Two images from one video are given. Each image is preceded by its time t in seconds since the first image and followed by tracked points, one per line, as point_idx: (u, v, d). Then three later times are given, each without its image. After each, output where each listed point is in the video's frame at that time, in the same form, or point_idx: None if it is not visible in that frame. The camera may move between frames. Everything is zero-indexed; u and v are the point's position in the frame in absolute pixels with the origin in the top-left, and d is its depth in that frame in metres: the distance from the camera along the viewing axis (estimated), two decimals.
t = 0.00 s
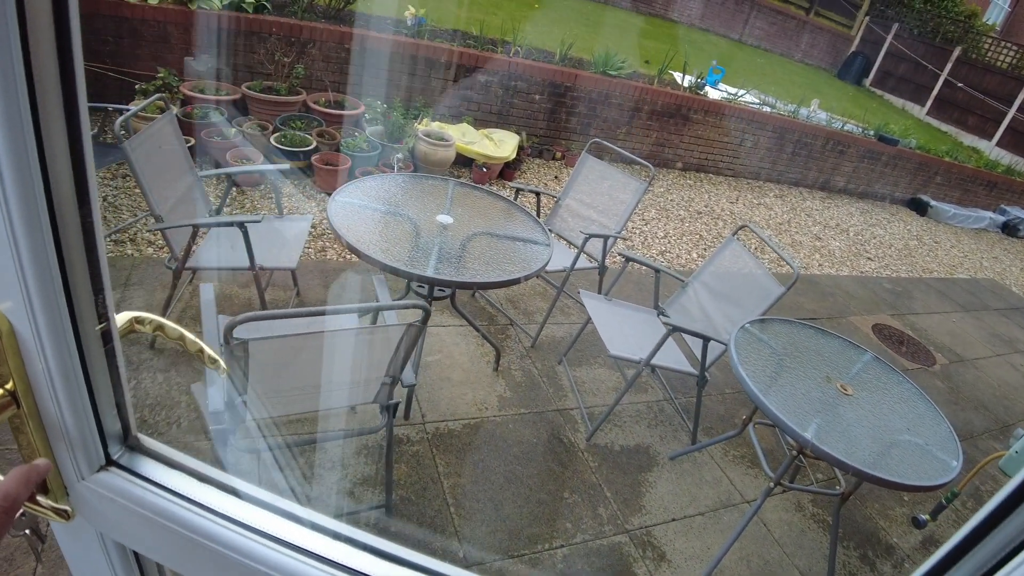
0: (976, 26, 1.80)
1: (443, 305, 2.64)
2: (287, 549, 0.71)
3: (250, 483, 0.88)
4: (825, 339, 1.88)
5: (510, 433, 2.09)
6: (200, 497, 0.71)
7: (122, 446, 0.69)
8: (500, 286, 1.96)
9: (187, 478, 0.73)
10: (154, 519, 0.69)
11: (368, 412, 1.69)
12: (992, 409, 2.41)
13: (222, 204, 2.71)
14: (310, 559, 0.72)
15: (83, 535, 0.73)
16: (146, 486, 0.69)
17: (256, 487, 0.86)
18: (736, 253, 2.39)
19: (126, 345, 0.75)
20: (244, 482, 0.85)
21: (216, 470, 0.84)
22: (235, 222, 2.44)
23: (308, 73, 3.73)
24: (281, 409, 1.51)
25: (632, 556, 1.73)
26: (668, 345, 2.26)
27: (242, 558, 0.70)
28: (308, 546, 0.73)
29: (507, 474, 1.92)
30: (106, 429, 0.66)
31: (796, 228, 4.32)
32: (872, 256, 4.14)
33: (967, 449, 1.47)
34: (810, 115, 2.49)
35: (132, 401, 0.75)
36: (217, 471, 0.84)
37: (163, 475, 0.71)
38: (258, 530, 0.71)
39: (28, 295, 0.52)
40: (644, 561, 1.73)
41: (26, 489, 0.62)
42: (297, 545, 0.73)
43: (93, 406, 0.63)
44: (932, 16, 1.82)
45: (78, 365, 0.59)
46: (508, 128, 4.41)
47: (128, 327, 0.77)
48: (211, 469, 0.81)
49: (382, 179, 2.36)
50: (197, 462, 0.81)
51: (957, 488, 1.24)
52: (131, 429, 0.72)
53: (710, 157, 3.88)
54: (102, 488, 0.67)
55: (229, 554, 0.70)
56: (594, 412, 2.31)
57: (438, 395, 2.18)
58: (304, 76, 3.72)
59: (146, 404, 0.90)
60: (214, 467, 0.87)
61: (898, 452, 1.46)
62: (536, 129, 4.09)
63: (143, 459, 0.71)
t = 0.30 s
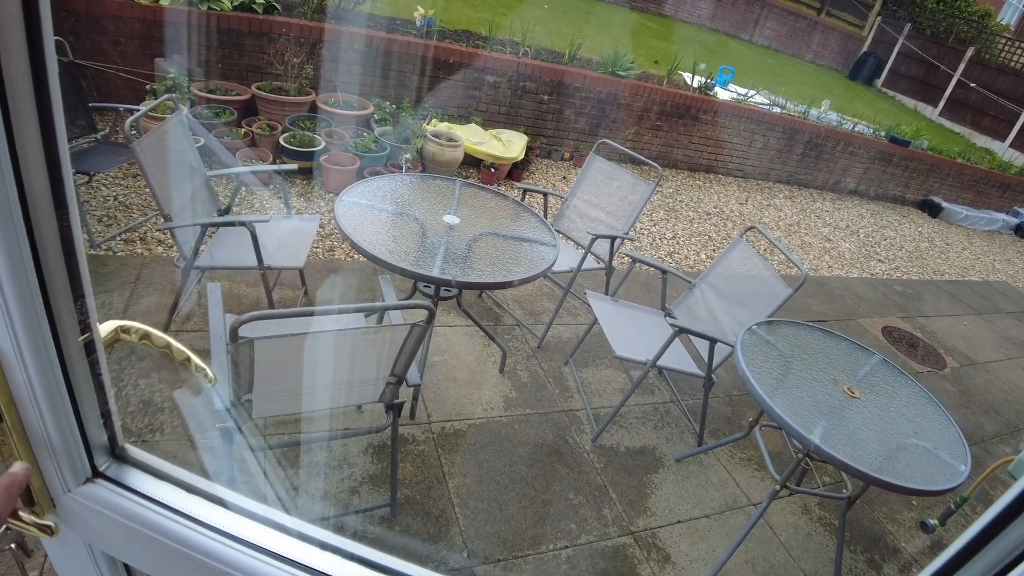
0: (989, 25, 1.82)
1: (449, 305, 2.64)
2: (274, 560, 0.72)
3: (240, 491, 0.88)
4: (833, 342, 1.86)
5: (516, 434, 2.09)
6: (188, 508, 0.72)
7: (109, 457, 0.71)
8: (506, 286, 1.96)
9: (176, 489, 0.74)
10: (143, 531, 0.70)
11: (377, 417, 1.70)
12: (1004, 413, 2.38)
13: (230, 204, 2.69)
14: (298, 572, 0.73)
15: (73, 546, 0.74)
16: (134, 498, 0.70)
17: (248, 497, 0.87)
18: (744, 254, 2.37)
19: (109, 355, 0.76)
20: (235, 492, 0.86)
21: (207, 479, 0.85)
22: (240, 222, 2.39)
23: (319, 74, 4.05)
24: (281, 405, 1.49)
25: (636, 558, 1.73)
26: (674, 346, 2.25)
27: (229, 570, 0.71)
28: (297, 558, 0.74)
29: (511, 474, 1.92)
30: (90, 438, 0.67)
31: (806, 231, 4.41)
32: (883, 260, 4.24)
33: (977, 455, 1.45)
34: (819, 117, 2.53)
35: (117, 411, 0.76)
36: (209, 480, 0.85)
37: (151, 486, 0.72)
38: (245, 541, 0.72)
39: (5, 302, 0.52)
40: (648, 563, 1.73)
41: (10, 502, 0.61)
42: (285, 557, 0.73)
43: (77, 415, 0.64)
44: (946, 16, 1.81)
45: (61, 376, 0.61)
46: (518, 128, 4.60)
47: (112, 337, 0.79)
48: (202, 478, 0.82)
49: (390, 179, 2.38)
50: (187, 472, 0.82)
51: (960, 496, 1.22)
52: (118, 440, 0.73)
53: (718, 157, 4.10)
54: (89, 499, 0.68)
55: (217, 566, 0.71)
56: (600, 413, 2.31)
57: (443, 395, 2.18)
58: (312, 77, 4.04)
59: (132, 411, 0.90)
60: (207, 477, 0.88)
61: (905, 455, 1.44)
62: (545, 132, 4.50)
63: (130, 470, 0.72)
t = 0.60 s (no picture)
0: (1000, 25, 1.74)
1: (455, 305, 2.65)
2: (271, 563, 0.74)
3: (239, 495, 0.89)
4: (839, 343, 1.86)
5: (521, 434, 2.09)
6: (187, 509, 0.74)
7: (110, 460, 0.73)
8: (512, 288, 1.97)
9: (176, 490, 0.76)
10: (143, 531, 0.72)
11: (382, 413, 1.79)
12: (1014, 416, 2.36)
13: (237, 205, 2.73)
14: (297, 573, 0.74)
15: (76, 547, 0.76)
16: (135, 499, 0.72)
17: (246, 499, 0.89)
18: (749, 257, 2.36)
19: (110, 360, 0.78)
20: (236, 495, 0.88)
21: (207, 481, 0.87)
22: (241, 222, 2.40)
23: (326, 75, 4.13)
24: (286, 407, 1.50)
25: (640, 558, 1.73)
26: (680, 347, 2.25)
27: (229, 571, 0.72)
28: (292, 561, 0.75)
29: (517, 475, 1.92)
30: (93, 441, 0.68)
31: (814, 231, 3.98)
32: (891, 262, 4.07)
33: (983, 456, 1.45)
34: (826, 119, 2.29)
35: (118, 414, 0.77)
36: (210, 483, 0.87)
37: (151, 487, 0.74)
38: (242, 542, 0.74)
39: (9, 309, 0.54)
40: (653, 564, 1.73)
41: (14, 505, 0.67)
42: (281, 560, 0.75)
43: (79, 419, 0.66)
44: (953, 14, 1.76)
45: (64, 383, 0.62)
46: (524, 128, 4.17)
47: (113, 342, 0.81)
48: (203, 481, 0.85)
49: (396, 181, 2.39)
50: (187, 474, 0.84)
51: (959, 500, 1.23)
52: (120, 443, 0.75)
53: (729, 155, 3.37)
54: (91, 501, 0.70)
55: (216, 566, 0.72)
56: (606, 414, 2.31)
57: (448, 395, 2.19)
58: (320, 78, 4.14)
59: (135, 414, 0.92)
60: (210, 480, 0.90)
61: (912, 458, 1.44)
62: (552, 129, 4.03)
63: (132, 472, 0.74)
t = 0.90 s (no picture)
0: None
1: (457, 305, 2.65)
2: None
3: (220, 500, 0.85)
4: (840, 343, 1.85)
5: (522, 433, 2.09)
6: (168, 518, 0.71)
7: (88, 467, 0.69)
8: (514, 287, 1.97)
9: (156, 498, 0.72)
10: (121, 540, 0.69)
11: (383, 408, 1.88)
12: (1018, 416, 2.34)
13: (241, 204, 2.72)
14: None
15: (55, 557, 0.73)
16: (113, 509, 0.69)
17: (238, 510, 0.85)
18: (751, 256, 2.35)
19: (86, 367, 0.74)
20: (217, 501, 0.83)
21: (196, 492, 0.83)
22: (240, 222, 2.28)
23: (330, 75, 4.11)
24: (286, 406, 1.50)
25: (641, 557, 1.73)
26: (682, 346, 2.25)
27: None
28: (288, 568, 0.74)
29: (518, 473, 1.93)
30: (67, 448, 0.65)
31: (819, 231, 4.50)
32: (896, 261, 4.16)
33: (987, 457, 1.44)
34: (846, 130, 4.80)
35: (95, 418, 0.73)
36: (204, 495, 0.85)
37: (128, 496, 0.70)
38: (226, 551, 0.71)
39: None
40: (654, 563, 1.73)
41: None
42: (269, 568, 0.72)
43: (54, 429, 0.63)
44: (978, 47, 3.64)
45: (37, 393, 0.60)
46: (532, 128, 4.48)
47: (90, 348, 0.77)
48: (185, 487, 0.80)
49: (399, 180, 2.40)
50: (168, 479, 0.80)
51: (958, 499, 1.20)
52: (98, 448, 0.71)
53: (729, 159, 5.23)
54: (69, 510, 0.67)
55: None
56: (608, 414, 2.31)
57: (450, 395, 2.19)
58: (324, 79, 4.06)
59: (116, 416, 0.91)
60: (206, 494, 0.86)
61: (914, 458, 1.43)
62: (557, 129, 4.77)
63: (111, 480, 0.71)
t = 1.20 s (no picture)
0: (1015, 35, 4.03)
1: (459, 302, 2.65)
2: None
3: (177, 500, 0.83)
4: (842, 339, 1.83)
5: (523, 429, 2.08)
6: (135, 525, 0.69)
7: (49, 473, 0.66)
8: (514, 283, 1.96)
9: (123, 504, 0.71)
10: (86, 549, 0.68)
11: (380, 401, 1.97)
12: None
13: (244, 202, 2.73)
14: None
15: (12, 565, 0.72)
16: (78, 515, 0.67)
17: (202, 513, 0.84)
18: (754, 252, 2.33)
19: (41, 369, 0.71)
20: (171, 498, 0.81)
21: (155, 491, 0.81)
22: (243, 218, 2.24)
23: (334, 74, 4.12)
24: (284, 398, 1.50)
25: (641, 553, 1.72)
26: (683, 343, 2.23)
27: None
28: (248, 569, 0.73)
29: (518, 468, 1.92)
30: (25, 455, 0.63)
31: (823, 230, 4.46)
32: (900, 258, 4.13)
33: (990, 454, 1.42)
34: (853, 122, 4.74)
35: (55, 423, 0.69)
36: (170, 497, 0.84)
37: (92, 502, 0.68)
38: (192, 556, 0.70)
39: None
40: (654, 560, 1.72)
41: None
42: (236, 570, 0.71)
43: (8, 437, 0.60)
44: None
45: None
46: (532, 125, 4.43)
47: (45, 350, 0.72)
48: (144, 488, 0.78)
49: (400, 176, 2.39)
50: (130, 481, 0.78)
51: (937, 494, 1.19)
52: (61, 453, 0.68)
53: (739, 157, 5.17)
54: (27, 518, 0.65)
55: None
56: (609, 411, 2.30)
57: (451, 391, 2.18)
58: (327, 77, 4.05)
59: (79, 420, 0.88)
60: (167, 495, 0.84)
61: (916, 454, 1.41)
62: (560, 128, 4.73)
63: (74, 487, 0.68)
